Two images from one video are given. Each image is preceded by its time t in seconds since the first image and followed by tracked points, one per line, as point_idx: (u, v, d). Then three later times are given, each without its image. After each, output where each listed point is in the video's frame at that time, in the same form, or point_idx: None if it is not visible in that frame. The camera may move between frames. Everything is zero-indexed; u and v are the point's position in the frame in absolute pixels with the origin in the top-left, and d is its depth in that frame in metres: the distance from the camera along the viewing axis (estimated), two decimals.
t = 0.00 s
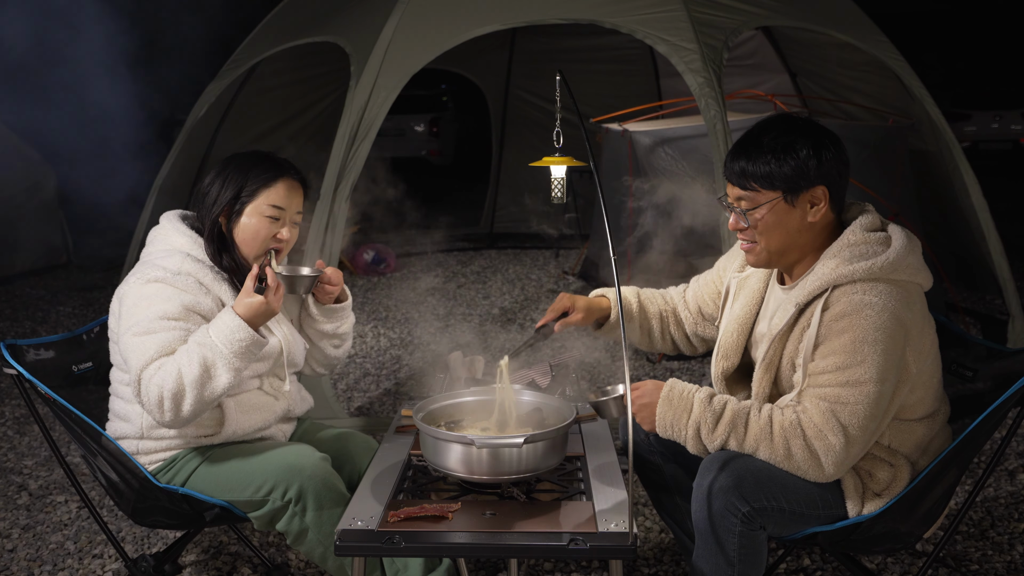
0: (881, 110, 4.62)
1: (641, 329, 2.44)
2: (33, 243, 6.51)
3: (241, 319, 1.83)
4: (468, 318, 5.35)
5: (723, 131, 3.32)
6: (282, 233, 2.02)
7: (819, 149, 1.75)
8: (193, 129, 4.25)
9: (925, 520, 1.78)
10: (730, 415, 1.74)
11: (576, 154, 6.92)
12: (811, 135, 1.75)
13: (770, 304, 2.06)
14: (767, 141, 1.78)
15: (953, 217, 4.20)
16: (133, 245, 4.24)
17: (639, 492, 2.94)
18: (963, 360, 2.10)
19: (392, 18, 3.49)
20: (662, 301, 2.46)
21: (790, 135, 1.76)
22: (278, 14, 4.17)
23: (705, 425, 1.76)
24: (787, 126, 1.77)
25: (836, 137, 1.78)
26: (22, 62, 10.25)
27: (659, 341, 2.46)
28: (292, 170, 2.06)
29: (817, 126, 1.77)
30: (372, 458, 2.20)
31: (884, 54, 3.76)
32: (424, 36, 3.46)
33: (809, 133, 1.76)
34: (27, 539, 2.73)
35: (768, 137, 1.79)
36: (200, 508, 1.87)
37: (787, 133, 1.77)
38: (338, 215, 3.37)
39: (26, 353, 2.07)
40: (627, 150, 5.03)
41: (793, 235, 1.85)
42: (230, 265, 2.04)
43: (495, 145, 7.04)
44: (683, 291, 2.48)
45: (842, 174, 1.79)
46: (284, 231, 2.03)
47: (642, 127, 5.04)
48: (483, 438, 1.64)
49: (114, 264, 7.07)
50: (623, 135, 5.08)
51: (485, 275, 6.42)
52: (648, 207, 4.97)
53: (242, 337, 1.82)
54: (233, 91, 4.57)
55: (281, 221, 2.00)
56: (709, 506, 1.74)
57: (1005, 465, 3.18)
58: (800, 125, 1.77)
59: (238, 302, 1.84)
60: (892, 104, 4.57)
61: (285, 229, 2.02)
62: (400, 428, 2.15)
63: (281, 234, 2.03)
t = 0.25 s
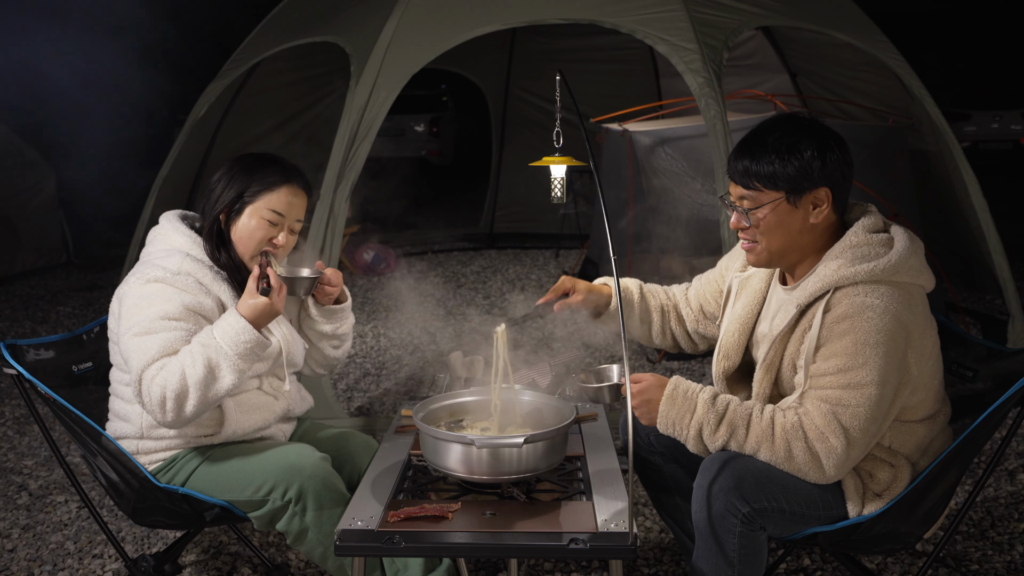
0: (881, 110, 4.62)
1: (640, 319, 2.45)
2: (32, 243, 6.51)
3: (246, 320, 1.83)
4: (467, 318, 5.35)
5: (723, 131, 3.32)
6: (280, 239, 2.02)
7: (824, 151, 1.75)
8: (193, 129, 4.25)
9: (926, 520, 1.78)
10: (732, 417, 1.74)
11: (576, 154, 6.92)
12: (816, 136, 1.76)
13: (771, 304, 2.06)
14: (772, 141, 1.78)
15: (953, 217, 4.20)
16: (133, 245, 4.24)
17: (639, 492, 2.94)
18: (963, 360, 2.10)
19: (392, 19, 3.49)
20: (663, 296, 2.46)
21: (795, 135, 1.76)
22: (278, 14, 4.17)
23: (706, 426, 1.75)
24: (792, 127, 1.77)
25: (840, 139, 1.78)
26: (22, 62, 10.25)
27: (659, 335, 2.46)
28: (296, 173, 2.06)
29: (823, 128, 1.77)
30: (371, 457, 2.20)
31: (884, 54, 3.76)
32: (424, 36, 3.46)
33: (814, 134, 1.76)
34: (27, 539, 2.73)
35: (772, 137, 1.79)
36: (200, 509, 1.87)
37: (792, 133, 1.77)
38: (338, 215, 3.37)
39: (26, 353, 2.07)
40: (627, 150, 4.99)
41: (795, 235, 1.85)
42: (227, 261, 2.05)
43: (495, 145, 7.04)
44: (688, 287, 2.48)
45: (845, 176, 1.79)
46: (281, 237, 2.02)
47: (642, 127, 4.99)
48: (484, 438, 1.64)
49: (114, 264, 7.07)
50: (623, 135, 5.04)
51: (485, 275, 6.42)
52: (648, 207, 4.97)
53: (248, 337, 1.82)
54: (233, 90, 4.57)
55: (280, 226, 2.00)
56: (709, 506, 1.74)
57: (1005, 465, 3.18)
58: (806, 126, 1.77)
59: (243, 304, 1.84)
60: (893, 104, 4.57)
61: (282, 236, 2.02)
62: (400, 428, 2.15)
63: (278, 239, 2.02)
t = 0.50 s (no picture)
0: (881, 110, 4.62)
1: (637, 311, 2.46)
2: (32, 243, 6.51)
3: (250, 325, 1.83)
4: (468, 318, 5.35)
5: (723, 131, 3.32)
6: (280, 239, 2.02)
7: (826, 152, 1.75)
8: (192, 129, 4.25)
9: (926, 520, 1.78)
10: (735, 418, 1.74)
11: (576, 154, 6.92)
12: (819, 137, 1.76)
13: (772, 304, 2.06)
14: (774, 142, 1.78)
15: (953, 217, 4.20)
16: (133, 245, 4.24)
17: (640, 492, 2.94)
18: (963, 360, 2.10)
19: (392, 18, 3.49)
20: (663, 289, 2.46)
21: (798, 136, 1.76)
22: (278, 14, 4.17)
23: (709, 428, 1.75)
24: (795, 128, 1.77)
25: (843, 140, 1.78)
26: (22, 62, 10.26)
27: (655, 328, 2.46)
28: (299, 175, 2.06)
29: (826, 128, 1.77)
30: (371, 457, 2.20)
31: (884, 55, 3.76)
32: (424, 36, 3.46)
33: (816, 135, 1.76)
34: (27, 539, 2.73)
35: (775, 137, 1.79)
36: (200, 509, 1.87)
37: (795, 134, 1.76)
38: (338, 215, 3.37)
39: (26, 353, 2.07)
40: (627, 150, 5.05)
41: (797, 237, 1.85)
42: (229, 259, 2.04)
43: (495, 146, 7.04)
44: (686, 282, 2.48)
45: (848, 177, 1.79)
46: (282, 236, 2.02)
47: (642, 127, 5.05)
48: (484, 438, 1.64)
49: (114, 264, 7.07)
50: (623, 136, 5.09)
51: (485, 275, 6.42)
52: (648, 207, 4.97)
53: (251, 342, 1.82)
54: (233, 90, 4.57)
55: (281, 226, 2.00)
56: (709, 507, 1.74)
57: (1005, 465, 3.18)
58: (809, 127, 1.77)
59: (249, 309, 1.84)
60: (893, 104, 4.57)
61: (282, 235, 2.02)
62: (400, 428, 2.15)
63: (278, 239, 2.02)
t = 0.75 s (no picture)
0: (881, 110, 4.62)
1: (638, 312, 2.45)
2: (33, 243, 6.51)
3: (252, 329, 1.81)
4: (468, 318, 5.35)
5: (723, 131, 3.32)
6: (280, 237, 2.02)
7: (829, 153, 1.75)
8: (192, 129, 4.25)
9: (926, 520, 1.78)
10: (735, 412, 1.74)
11: (576, 154, 6.92)
12: (822, 138, 1.76)
13: (773, 303, 2.06)
14: (778, 142, 1.78)
15: (953, 217, 4.21)
16: (133, 244, 4.24)
17: (640, 492, 2.94)
18: (963, 360, 2.10)
19: (392, 18, 3.49)
20: (663, 289, 2.46)
21: (801, 136, 1.76)
22: (278, 15, 4.17)
23: (707, 421, 1.74)
24: (799, 128, 1.77)
25: (846, 141, 1.78)
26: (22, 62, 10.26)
27: (656, 329, 2.46)
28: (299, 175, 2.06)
29: (830, 129, 1.77)
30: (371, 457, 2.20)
31: (884, 54, 3.76)
32: (424, 36, 3.46)
33: (820, 135, 1.76)
34: (27, 539, 2.73)
35: (778, 137, 1.78)
36: (200, 508, 1.87)
37: (798, 134, 1.76)
38: (338, 215, 3.37)
39: (26, 353, 2.07)
40: (627, 151, 5.07)
41: (799, 237, 1.85)
42: (229, 258, 2.04)
43: (496, 145, 7.05)
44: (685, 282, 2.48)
45: (851, 177, 1.79)
46: (282, 235, 2.02)
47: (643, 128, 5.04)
48: (484, 438, 1.64)
49: (114, 263, 7.07)
50: (623, 135, 5.11)
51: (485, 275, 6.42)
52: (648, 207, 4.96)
53: (251, 347, 1.80)
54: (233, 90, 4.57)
55: (282, 225, 2.00)
56: (710, 508, 1.74)
57: (1005, 465, 3.18)
58: (813, 127, 1.77)
59: (251, 314, 1.81)
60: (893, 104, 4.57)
61: (282, 234, 2.01)
62: (400, 428, 2.15)
63: (279, 237, 2.02)
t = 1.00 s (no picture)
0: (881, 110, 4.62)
1: (636, 297, 2.45)
2: (33, 243, 6.51)
3: (233, 336, 1.77)
4: (468, 319, 5.35)
5: (723, 131, 3.32)
6: (282, 240, 2.01)
7: (837, 151, 1.75)
8: (192, 129, 4.25)
9: (926, 520, 1.78)
10: (708, 393, 1.70)
11: (576, 154, 6.92)
12: (830, 136, 1.75)
13: (775, 300, 2.05)
14: (785, 138, 1.78)
15: (954, 217, 4.21)
16: (133, 244, 4.24)
17: (640, 493, 2.94)
18: (963, 360, 2.11)
19: (392, 18, 3.49)
20: (664, 275, 2.46)
21: (809, 133, 1.76)
22: (278, 14, 4.17)
23: (683, 407, 1.70)
24: (807, 125, 1.77)
25: (854, 140, 1.78)
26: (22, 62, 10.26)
27: (652, 314, 2.46)
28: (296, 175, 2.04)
29: (838, 127, 1.77)
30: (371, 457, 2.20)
31: (884, 54, 3.76)
32: (424, 36, 3.46)
33: (828, 133, 1.76)
34: (27, 539, 2.73)
35: (786, 133, 1.78)
36: (200, 508, 1.87)
37: (807, 130, 1.76)
38: (338, 215, 3.37)
39: (26, 353, 2.07)
40: (627, 150, 5.15)
41: (802, 233, 1.85)
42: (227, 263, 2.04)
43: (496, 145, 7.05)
44: (683, 269, 2.49)
45: (856, 176, 1.79)
46: (284, 237, 2.02)
47: (642, 128, 5.12)
48: (484, 438, 1.64)
49: (114, 263, 7.07)
50: (623, 135, 5.20)
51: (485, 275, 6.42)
52: (648, 207, 4.97)
53: (231, 353, 1.76)
54: (233, 90, 4.57)
55: (281, 228, 1.99)
56: (710, 508, 1.75)
57: (1005, 465, 3.18)
58: (821, 124, 1.77)
59: (232, 320, 1.77)
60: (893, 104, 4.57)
61: (284, 236, 2.01)
62: (400, 428, 2.15)
63: (281, 240, 2.02)
